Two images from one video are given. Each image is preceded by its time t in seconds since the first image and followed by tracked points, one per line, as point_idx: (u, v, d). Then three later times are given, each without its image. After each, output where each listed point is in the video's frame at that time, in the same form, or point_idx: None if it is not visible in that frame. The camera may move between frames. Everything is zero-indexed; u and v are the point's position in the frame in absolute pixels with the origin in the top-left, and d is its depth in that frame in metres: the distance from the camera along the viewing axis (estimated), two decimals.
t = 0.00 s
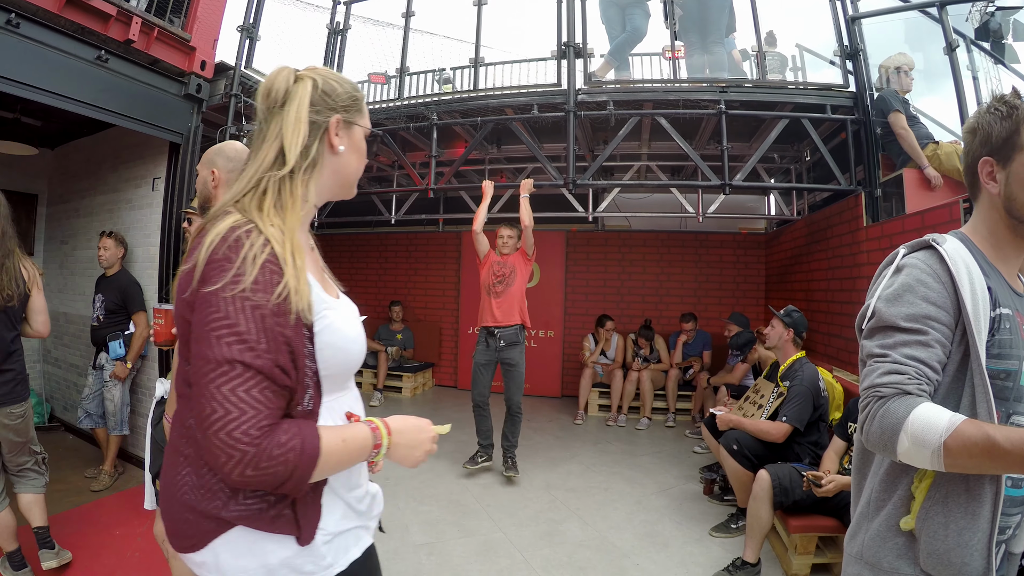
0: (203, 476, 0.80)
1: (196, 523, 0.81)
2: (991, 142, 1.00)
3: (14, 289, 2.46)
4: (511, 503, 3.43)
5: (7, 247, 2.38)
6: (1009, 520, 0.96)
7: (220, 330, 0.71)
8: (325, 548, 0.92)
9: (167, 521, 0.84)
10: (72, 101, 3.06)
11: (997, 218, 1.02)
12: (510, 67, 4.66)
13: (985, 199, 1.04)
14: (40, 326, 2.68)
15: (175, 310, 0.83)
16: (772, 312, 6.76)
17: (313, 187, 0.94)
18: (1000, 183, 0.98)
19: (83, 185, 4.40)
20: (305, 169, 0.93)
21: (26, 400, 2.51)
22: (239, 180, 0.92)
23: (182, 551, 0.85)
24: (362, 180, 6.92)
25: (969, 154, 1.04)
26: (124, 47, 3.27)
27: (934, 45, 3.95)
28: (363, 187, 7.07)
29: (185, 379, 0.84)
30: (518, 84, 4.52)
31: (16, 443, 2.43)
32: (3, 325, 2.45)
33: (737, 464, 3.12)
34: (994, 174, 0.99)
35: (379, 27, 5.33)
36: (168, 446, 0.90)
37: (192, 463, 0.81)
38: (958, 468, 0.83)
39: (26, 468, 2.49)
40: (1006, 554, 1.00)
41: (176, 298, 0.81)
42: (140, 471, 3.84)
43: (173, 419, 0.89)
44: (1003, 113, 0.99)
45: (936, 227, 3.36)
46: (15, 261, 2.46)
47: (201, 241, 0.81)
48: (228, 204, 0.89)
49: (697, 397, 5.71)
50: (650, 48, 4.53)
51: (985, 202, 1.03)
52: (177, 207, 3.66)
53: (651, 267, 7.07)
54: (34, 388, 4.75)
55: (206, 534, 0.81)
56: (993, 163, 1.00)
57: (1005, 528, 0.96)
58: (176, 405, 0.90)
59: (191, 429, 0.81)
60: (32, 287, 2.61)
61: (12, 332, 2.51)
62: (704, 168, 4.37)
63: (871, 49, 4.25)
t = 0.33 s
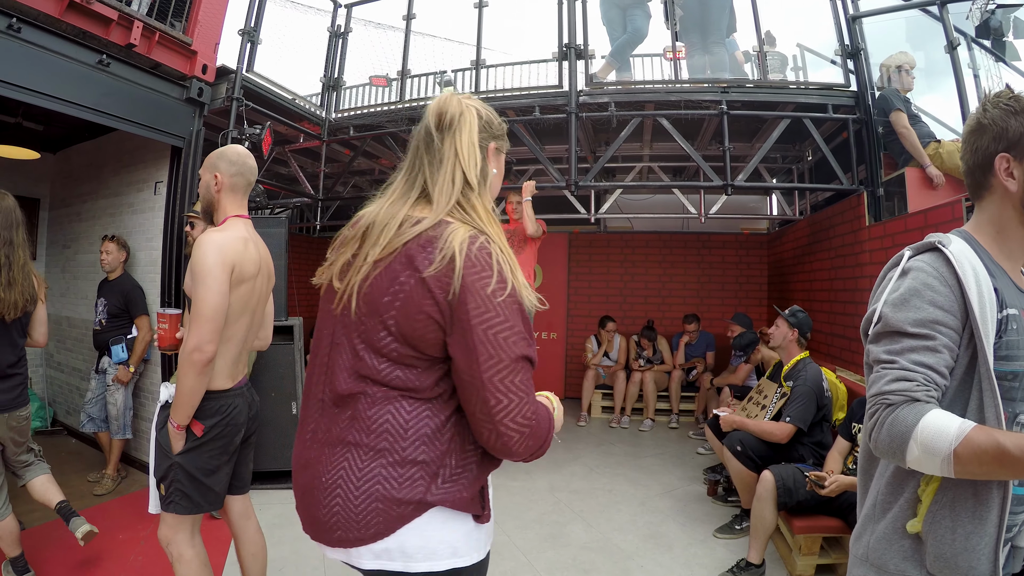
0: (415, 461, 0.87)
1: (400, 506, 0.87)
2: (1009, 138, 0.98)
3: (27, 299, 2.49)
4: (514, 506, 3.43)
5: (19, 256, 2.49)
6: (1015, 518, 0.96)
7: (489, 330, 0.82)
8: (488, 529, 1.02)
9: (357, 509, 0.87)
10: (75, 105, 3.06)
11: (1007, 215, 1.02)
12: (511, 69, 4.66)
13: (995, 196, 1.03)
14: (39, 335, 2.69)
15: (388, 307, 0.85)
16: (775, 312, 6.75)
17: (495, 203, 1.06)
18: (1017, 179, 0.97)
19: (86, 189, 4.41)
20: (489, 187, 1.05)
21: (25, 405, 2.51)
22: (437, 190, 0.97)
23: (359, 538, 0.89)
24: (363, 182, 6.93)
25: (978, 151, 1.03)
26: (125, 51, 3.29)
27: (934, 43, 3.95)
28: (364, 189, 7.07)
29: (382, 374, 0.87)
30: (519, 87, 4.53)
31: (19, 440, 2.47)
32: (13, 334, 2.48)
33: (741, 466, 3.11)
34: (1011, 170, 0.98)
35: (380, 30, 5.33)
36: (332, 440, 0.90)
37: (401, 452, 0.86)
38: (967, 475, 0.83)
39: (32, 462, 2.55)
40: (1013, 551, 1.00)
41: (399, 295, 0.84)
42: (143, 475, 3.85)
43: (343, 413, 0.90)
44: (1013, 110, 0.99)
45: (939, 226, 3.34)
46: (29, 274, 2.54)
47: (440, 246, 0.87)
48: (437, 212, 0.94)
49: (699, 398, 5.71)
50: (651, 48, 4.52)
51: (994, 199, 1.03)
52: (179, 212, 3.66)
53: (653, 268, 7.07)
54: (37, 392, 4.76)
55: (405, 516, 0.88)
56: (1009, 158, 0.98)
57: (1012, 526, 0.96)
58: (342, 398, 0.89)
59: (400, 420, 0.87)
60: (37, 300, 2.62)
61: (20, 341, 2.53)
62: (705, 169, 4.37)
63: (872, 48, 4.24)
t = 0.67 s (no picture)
0: (546, 430, 1.06)
1: (537, 466, 1.04)
2: (1006, 135, 0.98)
3: (35, 300, 2.54)
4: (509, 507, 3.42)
5: (25, 255, 2.53)
6: (1011, 521, 0.96)
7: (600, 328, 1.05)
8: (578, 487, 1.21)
9: (504, 471, 1.03)
10: (69, 106, 3.05)
11: (1004, 214, 1.02)
12: (505, 71, 4.66)
13: (994, 194, 1.02)
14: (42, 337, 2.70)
15: (519, 311, 1.02)
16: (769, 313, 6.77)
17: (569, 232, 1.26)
18: (1014, 177, 0.97)
19: (79, 190, 4.39)
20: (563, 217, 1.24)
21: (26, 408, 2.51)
22: (538, 221, 1.14)
23: (501, 495, 1.03)
24: (358, 183, 6.92)
25: (975, 149, 1.03)
26: (119, 52, 3.28)
27: (928, 45, 3.95)
28: (359, 190, 7.06)
29: (514, 363, 1.04)
30: (514, 88, 4.53)
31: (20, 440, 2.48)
32: (20, 335, 2.49)
33: (736, 467, 3.11)
34: (1008, 168, 0.98)
35: (375, 31, 5.33)
36: (472, 418, 1.05)
37: (537, 422, 1.05)
38: (965, 482, 0.83)
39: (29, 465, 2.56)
40: (1009, 551, 1.01)
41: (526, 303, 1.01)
42: (136, 477, 3.83)
43: (481, 394, 1.05)
44: (1008, 109, 0.99)
45: (933, 227, 3.36)
46: (35, 277, 2.57)
47: (555, 261, 1.05)
48: (543, 239, 1.11)
49: (694, 400, 5.71)
50: (645, 51, 4.55)
51: (991, 198, 1.03)
52: (173, 212, 3.65)
53: (648, 269, 7.08)
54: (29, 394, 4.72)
55: (541, 474, 1.05)
56: (1007, 157, 0.98)
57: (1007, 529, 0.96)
58: (480, 384, 1.04)
59: (534, 397, 1.05)
60: (42, 302, 2.64)
61: (26, 344, 2.54)
62: (699, 170, 4.37)
63: (866, 51, 4.26)
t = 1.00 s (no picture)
0: (601, 396, 1.34)
1: (601, 426, 1.32)
2: (1005, 132, 0.98)
3: (54, 297, 2.65)
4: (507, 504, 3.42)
5: (42, 251, 2.60)
6: (1006, 522, 0.95)
7: (638, 307, 1.33)
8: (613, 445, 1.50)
9: (578, 433, 1.29)
10: (69, 100, 3.04)
11: (1003, 212, 1.02)
12: (506, 67, 4.66)
13: (994, 191, 1.02)
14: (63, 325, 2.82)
15: (577, 296, 1.28)
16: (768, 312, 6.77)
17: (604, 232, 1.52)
18: (1012, 174, 0.97)
19: (78, 184, 4.38)
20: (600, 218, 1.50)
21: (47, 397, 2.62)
22: (584, 222, 1.40)
23: (578, 454, 1.29)
24: (358, 179, 6.92)
25: (975, 146, 1.03)
26: (119, 45, 3.26)
27: (930, 44, 3.94)
28: (360, 186, 7.06)
29: (574, 341, 1.31)
30: (514, 84, 4.52)
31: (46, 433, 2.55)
32: (42, 332, 2.62)
33: (734, 465, 3.11)
34: (1008, 165, 0.98)
35: (376, 26, 5.33)
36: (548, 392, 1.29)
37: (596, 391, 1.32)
38: (955, 480, 0.83)
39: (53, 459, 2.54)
40: (1004, 551, 1.00)
41: (582, 289, 1.27)
42: (135, 471, 3.83)
43: (554, 371, 1.29)
44: (1008, 106, 0.98)
45: (933, 227, 3.35)
46: (55, 272, 2.67)
47: (603, 253, 1.31)
48: (589, 237, 1.37)
49: (693, 398, 5.71)
50: (646, 48, 4.54)
51: (990, 196, 1.03)
52: (172, 206, 3.65)
53: (648, 267, 7.07)
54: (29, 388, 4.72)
55: (604, 433, 1.32)
56: (1007, 153, 0.98)
57: (1002, 530, 0.96)
58: (550, 359, 1.30)
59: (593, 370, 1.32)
60: (63, 297, 2.75)
61: (47, 338, 2.67)
62: (700, 168, 4.36)
63: (868, 50, 4.26)
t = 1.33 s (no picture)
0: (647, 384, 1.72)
1: (649, 407, 1.71)
2: (987, 128, 0.99)
3: (79, 300, 2.65)
4: (513, 507, 3.42)
5: (65, 257, 2.62)
6: (1008, 523, 0.95)
7: (673, 314, 1.72)
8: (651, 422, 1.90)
9: (633, 412, 1.67)
10: (73, 108, 3.06)
11: (994, 207, 1.01)
12: (508, 70, 4.66)
13: (983, 186, 1.03)
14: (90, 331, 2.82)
15: (628, 309, 1.65)
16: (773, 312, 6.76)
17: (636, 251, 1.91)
18: (997, 167, 0.98)
19: (82, 191, 4.40)
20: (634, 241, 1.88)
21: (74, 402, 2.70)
22: (626, 245, 1.78)
23: (633, 429, 1.67)
24: (361, 183, 6.94)
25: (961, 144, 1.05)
26: (121, 52, 3.28)
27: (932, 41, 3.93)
28: (363, 190, 7.07)
29: (626, 342, 1.69)
30: (516, 87, 4.53)
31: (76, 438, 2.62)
32: (68, 333, 2.64)
33: (739, 466, 3.11)
34: (991, 159, 0.99)
35: (377, 31, 5.34)
36: (609, 382, 1.67)
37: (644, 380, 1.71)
38: (951, 478, 0.83)
39: (75, 468, 2.56)
40: (1010, 554, 1.00)
41: (633, 302, 1.64)
42: (141, 477, 3.84)
43: (612, 365, 1.67)
44: (998, 102, 0.99)
45: (936, 226, 3.35)
46: (79, 275, 2.68)
47: (646, 273, 1.69)
48: (633, 259, 1.75)
49: (697, 399, 5.69)
50: (647, 50, 4.54)
51: (980, 192, 1.03)
52: (177, 211, 3.66)
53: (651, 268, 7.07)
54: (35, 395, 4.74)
55: (651, 412, 1.71)
56: (989, 148, 0.99)
57: (1005, 531, 0.95)
58: (608, 357, 1.67)
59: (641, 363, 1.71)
60: (88, 303, 2.77)
61: (74, 340, 2.70)
62: (703, 169, 4.34)
63: (869, 49, 4.24)
